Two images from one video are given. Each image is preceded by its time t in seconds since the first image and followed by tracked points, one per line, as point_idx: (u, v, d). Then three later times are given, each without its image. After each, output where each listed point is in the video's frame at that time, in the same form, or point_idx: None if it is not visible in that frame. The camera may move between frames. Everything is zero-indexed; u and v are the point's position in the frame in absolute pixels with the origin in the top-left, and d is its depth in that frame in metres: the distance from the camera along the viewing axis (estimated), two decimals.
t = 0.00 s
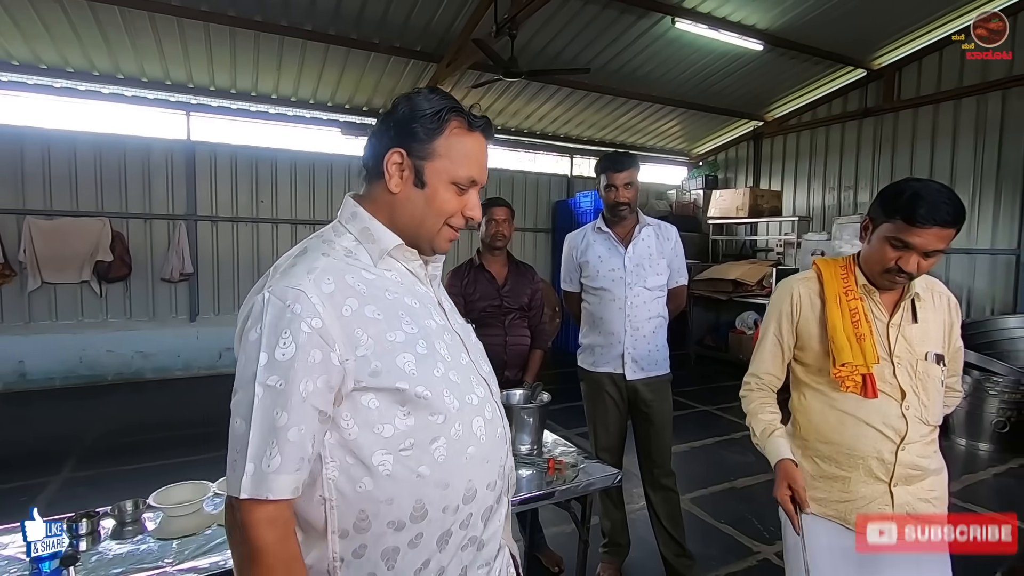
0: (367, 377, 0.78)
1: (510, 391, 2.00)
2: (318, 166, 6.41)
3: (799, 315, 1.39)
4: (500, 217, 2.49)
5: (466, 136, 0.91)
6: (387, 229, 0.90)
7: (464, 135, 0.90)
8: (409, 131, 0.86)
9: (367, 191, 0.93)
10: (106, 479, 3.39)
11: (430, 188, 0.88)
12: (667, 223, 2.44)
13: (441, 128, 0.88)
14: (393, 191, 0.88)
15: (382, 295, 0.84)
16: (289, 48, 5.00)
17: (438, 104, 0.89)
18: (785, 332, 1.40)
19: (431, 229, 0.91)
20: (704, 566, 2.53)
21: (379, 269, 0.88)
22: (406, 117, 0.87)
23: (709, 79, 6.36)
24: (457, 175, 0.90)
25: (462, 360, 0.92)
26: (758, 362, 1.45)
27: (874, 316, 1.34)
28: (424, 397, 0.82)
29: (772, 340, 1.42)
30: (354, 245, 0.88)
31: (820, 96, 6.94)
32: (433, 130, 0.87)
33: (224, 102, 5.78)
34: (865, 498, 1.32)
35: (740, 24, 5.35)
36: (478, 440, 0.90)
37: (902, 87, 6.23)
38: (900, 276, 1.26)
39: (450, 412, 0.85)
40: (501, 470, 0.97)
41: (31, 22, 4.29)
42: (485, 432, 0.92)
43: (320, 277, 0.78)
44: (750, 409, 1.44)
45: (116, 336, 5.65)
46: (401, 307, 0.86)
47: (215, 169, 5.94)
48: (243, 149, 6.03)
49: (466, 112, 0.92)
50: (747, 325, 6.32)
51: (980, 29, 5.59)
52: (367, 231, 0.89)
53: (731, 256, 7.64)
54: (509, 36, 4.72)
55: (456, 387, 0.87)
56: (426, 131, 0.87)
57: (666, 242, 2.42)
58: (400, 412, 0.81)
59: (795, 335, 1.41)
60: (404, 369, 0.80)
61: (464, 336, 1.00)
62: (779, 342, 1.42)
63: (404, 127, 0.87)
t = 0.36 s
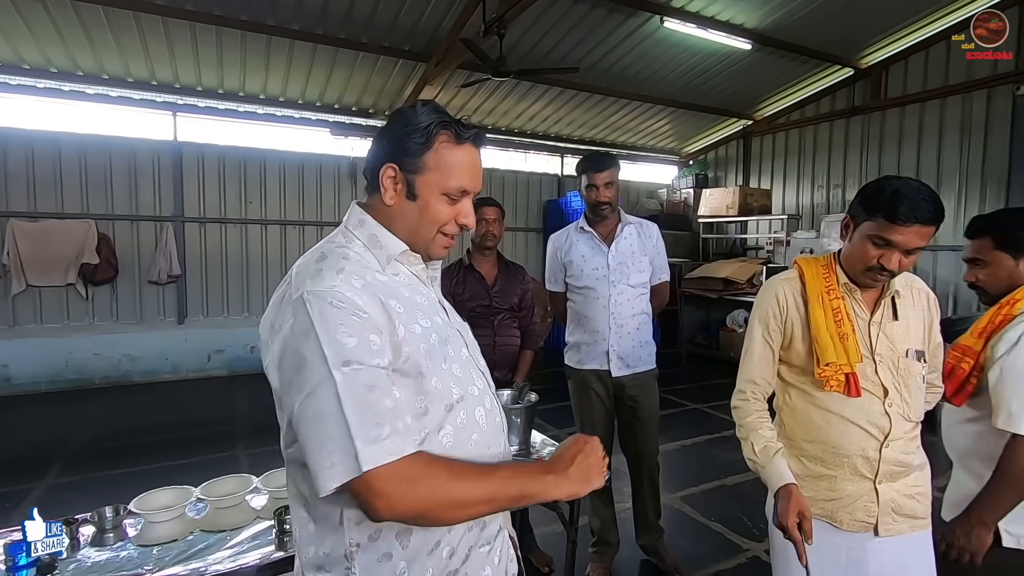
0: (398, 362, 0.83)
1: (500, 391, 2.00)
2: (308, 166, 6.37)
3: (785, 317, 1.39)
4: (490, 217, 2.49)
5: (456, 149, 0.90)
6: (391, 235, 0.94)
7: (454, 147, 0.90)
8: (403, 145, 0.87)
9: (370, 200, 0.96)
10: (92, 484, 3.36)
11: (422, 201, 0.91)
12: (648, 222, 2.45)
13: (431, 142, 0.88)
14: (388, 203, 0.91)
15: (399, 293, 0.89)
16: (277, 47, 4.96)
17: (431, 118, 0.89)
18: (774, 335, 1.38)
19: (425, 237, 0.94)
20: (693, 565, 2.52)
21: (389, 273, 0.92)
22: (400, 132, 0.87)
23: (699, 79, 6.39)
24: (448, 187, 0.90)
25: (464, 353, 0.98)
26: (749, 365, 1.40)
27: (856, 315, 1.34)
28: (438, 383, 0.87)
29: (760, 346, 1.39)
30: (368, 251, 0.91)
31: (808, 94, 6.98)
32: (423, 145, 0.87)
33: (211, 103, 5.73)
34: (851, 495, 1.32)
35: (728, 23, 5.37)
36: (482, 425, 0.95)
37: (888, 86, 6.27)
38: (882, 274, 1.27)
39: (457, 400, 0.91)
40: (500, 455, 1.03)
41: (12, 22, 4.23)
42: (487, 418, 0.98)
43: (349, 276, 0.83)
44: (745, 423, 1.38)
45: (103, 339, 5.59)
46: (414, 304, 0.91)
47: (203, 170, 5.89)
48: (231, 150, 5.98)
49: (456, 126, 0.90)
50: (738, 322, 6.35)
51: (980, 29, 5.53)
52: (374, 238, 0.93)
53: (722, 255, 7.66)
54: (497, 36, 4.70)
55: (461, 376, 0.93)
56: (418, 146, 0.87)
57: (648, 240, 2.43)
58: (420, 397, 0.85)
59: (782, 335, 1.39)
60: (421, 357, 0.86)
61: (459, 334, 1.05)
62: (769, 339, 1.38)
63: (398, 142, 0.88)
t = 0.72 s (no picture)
0: (401, 360, 0.83)
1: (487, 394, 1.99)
2: (295, 170, 6.32)
3: (773, 312, 1.42)
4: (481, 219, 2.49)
5: (454, 157, 0.90)
6: (400, 241, 0.94)
7: (452, 155, 0.90)
8: (404, 153, 0.88)
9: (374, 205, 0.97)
10: (75, 493, 3.30)
11: (421, 208, 0.91)
12: (635, 223, 2.47)
13: (429, 149, 0.88)
14: (390, 210, 0.93)
15: (400, 294, 0.89)
16: (261, 50, 4.92)
17: (430, 128, 0.88)
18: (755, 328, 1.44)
19: (426, 242, 0.95)
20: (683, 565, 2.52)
21: (392, 276, 0.92)
22: (400, 141, 0.88)
23: (684, 80, 6.43)
24: (446, 194, 0.90)
25: (455, 357, 0.98)
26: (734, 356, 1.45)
27: (849, 314, 1.35)
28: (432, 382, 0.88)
29: (739, 334, 1.46)
30: (371, 254, 0.91)
31: (793, 96, 7.06)
32: (420, 154, 0.87)
33: (196, 105, 5.68)
34: (846, 497, 1.32)
35: (714, 25, 5.40)
36: (469, 425, 0.96)
37: (872, 86, 6.35)
38: (877, 274, 1.27)
39: (450, 399, 0.92)
40: (484, 456, 1.03)
41: None
42: (475, 419, 0.98)
43: (359, 276, 0.83)
44: (719, 387, 1.49)
45: (87, 346, 5.50)
46: (413, 306, 0.91)
47: (188, 174, 5.83)
48: (217, 153, 5.93)
49: (453, 135, 0.90)
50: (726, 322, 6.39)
51: (980, 28, 5.51)
52: (381, 241, 0.93)
53: (710, 255, 7.71)
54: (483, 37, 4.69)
55: (450, 377, 0.94)
56: (416, 155, 0.87)
57: (636, 241, 2.45)
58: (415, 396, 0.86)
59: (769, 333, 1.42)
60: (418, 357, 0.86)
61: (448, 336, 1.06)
62: (747, 333, 1.45)
63: (397, 150, 0.89)
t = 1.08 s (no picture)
0: (371, 370, 0.83)
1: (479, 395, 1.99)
2: (281, 173, 6.29)
3: (767, 310, 1.43)
4: (474, 220, 2.48)
5: (448, 159, 0.93)
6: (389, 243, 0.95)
7: (446, 158, 0.93)
8: (398, 157, 0.90)
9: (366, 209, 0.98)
10: (59, 502, 3.26)
11: (416, 210, 0.93)
12: (627, 228, 2.51)
13: (422, 152, 0.91)
14: (383, 213, 0.94)
15: (386, 301, 0.89)
16: (246, 53, 4.89)
17: (423, 132, 0.92)
18: (754, 329, 1.44)
19: (419, 245, 0.95)
20: (670, 564, 2.53)
21: (380, 279, 0.92)
22: (396, 144, 0.91)
23: (670, 81, 6.48)
24: (441, 196, 0.92)
25: (448, 363, 0.97)
26: (730, 354, 1.48)
27: (843, 311, 1.37)
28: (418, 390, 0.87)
29: (742, 336, 1.46)
30: (359, 257, 0.91)
31: (777, 96, 7.14)
32: (414, 157, 0.90)
33: (181, 109, 5.64)
34: (836, 493, 1.35)
35: (698, 26, 5.45)
36: (462, 432, 0.95)
37: (854, 86, 6.43)
38: (867, 271, 1.30)
39: (442, 405, 0.91)
40: (480, 462, 1.02)
41: None
42: (468, 426, 0.97)
43: (335, 282, 0.83)
44: (724, 402, 1.47)
45: (70, 353, 5.43)
46: (400, 313, 0.90)
47: (172, 178, 5.78)
48: (202, 156, 5.88)
49: (447, 138, 0.94)
50: (714, 321, 6.44)
51: (979, 29, 5.42)
52: (370, 245, 0.93)
53: (697, 254, 7.77)
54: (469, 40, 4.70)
55: (444, 385, 0.92)
56: (410, 157, 0.90)
57: (625, 243, 2.49)
58: (394, 405, 0.85)
59: (766, 330, 1.44)
60: (398, 365, 0.86)
61: (446, 340, 1.05)
62: (750, 334, 1.45)
63: (393, 155, 0.91)
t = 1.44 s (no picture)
0: (351, 369, 0.85)
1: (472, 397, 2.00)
2: (272, 176, 6.28)
3: (757, 310, 1.46)
4: (480, 221, 2.46)
5: (430, 163, 0.95)
6: (366, 244, 0.96)
7: (428, 161, 0.95)
8: (379, 159, 0.92)
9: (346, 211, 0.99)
10: (48, 509, 3.23)
11: (397, 213, 0.94)
12: (609, 229, 2.54)
13: (406, 155, 0.93)
14: (365, 214, 0.95)
15: (366, 302, 0.90)
16: (236, 56, 4.89)
17: (407, 135, 0.94)
18: (748, 328, 1.45)
19: (400, 247, 0.97)
20: (660, 562, 2.55)
21: (360, 280, 0.93)
22: (378, 146, 0.92)
23: (660, 84, 6.53)
24: (423, 200, 0.94)
25: (434, 361, 0.98)
26: (724, 355, 1.48)
27: (833, 308, 1.39)
28: (399, 388, 0.88)
29: (735, 336, 1.47)
30: (338, 259, 0.93)
31: (766, 99, 7.21)
32: (398, 159, 0.92)
33: (171, 112, 5.63)
34: (824, 488, 1.37)
35: (687, 30, 5.51)
36: (448, 431, 0.96)
37: (841, 88, 6.50)
38: (855, 269, 1.33)
39: (426, 403, 0.92)
40: (469, 459, 1.04)
41: None
42: (454, 424, 0.98)
43: (308, 284, 0.84)
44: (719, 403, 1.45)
45: (60, 359, 5.40)
46: (380, 313, 0.92)
47: (162, 182, 5.76)
48: (193, 160, 5.87)
49: (431, 140, 0.96)
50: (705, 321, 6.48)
51: (978, 29, 5.41)
52: (348, 246, 0.95)
53: (688, 256, 7.82)
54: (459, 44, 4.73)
55: (428, 383, 0.94)
56: (393, 160, 0.92)
57: (611, 245, 2.51)
58: (376, 405, 0.86)
59: (757, 330, 1.46)
60: (379, 364, 0.87)
61: (433, 338, 1.06)
62: (744, 333, 1.46)
63: (375, 156, 0.92)
